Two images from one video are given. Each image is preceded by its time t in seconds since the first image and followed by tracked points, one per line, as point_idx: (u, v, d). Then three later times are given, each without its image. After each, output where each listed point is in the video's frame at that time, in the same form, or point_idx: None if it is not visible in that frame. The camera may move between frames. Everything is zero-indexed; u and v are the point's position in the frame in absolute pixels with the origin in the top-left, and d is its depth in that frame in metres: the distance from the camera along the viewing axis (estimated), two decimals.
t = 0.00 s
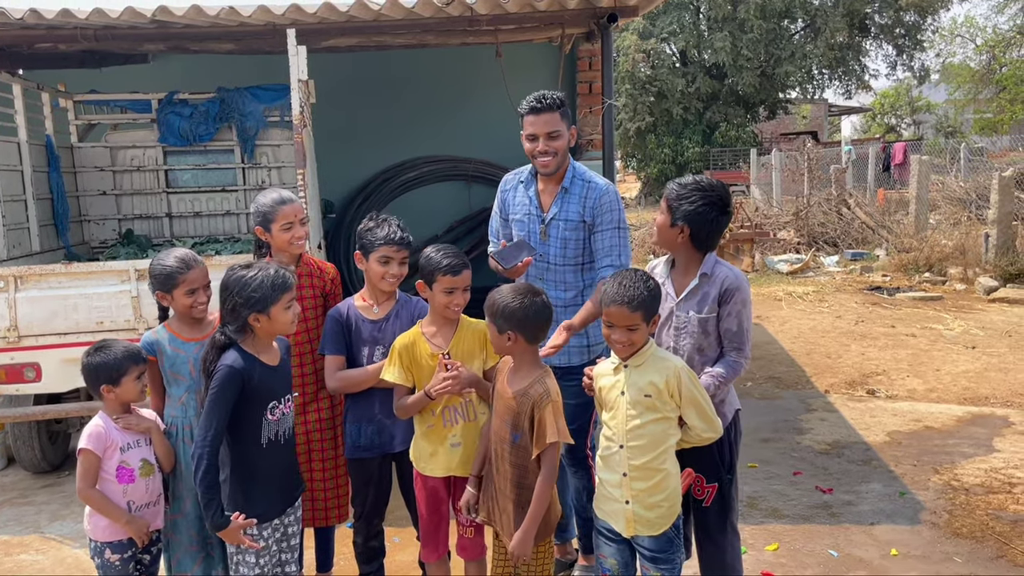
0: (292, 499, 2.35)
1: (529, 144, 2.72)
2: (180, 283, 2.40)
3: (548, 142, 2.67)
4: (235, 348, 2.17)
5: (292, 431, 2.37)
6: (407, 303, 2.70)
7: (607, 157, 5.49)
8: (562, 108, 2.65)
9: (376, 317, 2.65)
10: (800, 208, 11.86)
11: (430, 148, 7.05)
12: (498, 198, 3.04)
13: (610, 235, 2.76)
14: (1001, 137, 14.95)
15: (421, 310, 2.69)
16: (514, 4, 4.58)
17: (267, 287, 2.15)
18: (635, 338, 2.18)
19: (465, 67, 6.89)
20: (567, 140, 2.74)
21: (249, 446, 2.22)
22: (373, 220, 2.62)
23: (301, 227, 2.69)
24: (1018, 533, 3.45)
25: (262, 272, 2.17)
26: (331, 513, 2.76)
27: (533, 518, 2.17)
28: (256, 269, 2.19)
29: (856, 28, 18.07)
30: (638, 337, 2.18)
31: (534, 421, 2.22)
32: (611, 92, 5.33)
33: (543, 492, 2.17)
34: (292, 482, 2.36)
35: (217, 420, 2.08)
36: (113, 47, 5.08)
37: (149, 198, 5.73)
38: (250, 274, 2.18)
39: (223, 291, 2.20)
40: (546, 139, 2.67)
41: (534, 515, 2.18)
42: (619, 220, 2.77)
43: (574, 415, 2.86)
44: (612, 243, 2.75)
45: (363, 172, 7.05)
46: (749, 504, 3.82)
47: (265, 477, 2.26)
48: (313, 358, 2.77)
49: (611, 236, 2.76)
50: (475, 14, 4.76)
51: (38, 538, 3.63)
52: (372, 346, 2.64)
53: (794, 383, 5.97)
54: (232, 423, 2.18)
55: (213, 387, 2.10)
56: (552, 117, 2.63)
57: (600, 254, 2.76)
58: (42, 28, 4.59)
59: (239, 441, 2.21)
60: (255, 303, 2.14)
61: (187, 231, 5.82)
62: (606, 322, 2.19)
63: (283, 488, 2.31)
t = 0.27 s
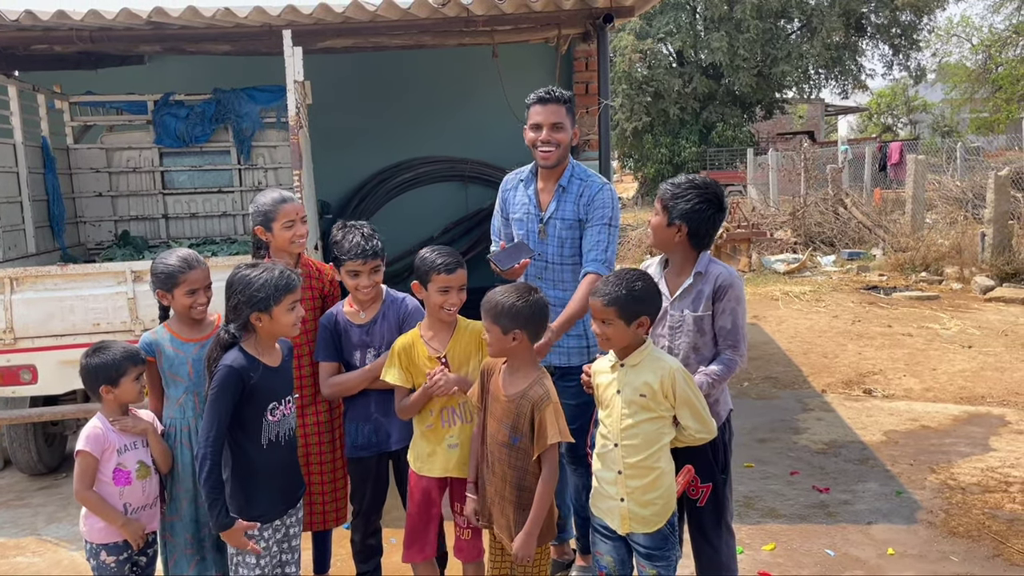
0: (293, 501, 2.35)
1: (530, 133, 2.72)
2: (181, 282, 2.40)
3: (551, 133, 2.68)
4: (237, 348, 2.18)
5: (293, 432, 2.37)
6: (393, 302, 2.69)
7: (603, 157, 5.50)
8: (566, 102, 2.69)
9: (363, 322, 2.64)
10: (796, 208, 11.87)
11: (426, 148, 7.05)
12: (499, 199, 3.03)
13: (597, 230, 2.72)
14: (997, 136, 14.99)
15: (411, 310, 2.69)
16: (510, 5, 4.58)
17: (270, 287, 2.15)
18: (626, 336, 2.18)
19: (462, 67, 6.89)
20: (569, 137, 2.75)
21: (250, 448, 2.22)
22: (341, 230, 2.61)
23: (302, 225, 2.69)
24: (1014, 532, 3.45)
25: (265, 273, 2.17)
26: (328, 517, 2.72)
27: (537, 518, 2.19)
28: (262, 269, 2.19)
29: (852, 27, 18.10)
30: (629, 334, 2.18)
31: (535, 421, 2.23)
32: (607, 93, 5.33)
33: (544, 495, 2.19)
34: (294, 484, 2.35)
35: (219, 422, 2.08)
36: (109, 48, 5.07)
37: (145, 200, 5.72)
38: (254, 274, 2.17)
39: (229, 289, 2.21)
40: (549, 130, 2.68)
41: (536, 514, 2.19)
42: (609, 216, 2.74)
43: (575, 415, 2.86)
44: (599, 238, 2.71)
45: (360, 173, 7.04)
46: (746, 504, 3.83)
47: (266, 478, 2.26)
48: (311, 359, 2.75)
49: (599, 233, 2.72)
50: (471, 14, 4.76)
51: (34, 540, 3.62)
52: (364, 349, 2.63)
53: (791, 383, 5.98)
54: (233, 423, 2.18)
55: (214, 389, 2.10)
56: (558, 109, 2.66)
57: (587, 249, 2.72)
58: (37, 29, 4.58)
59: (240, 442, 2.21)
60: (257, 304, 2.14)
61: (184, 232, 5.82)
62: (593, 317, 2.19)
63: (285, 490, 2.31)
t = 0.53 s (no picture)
0: (292, 502, 2.35)
1: (531, 127, 2.74)
2: (184, 279, 2.39)
3: (549, 127, 2.70)
4: (236, 349, 2.17)
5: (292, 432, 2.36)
6: (384, 303, 2.69)
7: (600, 157, 5.50)
8: (568, 99, 2.71)
9: (355, 327, 2.63)
10: (794, 208, 11.88)
11: (424, 149, 7.05)
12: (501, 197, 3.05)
13: (609, 239, 2.75)
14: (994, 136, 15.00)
15: (402, 311, 2.68)
16: (507, 5, 4.58)
17: (270, 288, 2.14)
18: (611, 331, 2.19)
19: (459, 68, 6.88)
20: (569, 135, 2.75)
21: (250, 449, 2.21)
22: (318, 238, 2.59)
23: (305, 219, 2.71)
24: (1012, 532, 3.45)
25: (265, 274, 2.17)
26: (328, 521, 2.67)
27: (537, 515, 2.19)
28: (263, 269, 2.18)
29: (849, 28, 18.12)
30: (616, 327, 2.18)
31: (533, 418, 2.24)
32: (604, 93, 5.33)
33: (543, 488, 2.20)
34: (292, 485, 2.34)
35: (218, 423, 2.08)
36: (105, 49, 5.06)
37: (142, 201, 5.71)
38: (254, 275, 2.17)
39: (230, 289, 2.21)
40: (548, 124, 2.69)
41: (535, 512, 2.20)
42: (619, 223, 2.76)
43: (574, 416, 2.79)
44: (611, 247, 2.75)
45: (358, 173, 7.04)
46: (744, 504, 3.82)
47: (266, 479, 2.25)
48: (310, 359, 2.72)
49: (612, 242, 2.75)
50: (468, 15, 4.75)
51: (31, 542, 3.61)
52: (360, 353, 2.62)
53: (789, 383, 5.98)
54: (232, 424, 2.18)
55: (213, 389, 2.10)
56: (560, 104, 2.68)
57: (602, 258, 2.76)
58: (33, 30, 4.57)
59: (240, 443, 2.20)
60: (257, 305, 2.13)
61: (180, 233, 5.81)
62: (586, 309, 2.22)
63: (284, 491, 2.31)
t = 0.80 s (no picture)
0: (291, 504, 2.34)
1: (535, 137, 2.73)
2: (186, 276, 2.38)
3: (555, 135, 2.68)
4: (235, 350, 2.19)
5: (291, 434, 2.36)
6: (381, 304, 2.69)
7: (599, 158, 5.50)
8: (573, 103, 2.70)
9: (352, 327, 2.63)
10: (792, 209, 11.89)
11: (422, 150, 7.05)
12: (499, 196, 3.05)
13: (626, 243, 2.81)
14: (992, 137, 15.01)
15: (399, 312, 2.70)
16: (506, 6, 4.57)
17: (268, 290, 2.14)
18: (615, 332, 2.18)
19: (458, 69, 6.88)
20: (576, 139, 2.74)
21: (249, 452, 2.21)
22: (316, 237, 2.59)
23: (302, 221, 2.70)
24: (1010, 532, 3.45)
25: (261, 276, 2.16)
26: (325, 521, 2.65)
27: (539, 513, 2.19)
28: (260, 271, 2.18)
29: (847, 29, 18.12)
30: (619, 327, 2.18)
31: (530, 417, 2.24)
32: (603, 94, 5.32)
33: (543, 486, 2.21)
34: (291, 487, 2.34)
35: (217, 425, 2.09)
36: (103, 50, 5.06)
37: (140, 202, 5.70)
38: (251, 277, 2.17)
39: (225, 292, 2.20)
40: (553, 133, 2.67)
41: (538, 510, 2.20)
42: (631, 225, 2.82)
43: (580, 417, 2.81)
44: (627, 248, 2.82)
45: (357, 174, 7.04)
46: (743, 505, 3.82)
47: (265, 482, 2.25)
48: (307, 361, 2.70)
49: (627, 244, 2.81)
50: (466, 16, 4.75)
51: (29, 544, 3.60)
52: (358, 354, 2.62)
53: (787, 383, 5.98)
54: (232, 427, 2.17)
55: (211, 392, 2.11)
56: (561, 111, 2.67)
57: (617, 259, 2.82)
58: (31, 31, 4.57)
59: (239, 446, 2.20)
60: (255, 307, 2.13)
61: (178, 234, 5.81)
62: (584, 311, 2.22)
63: (283, 493, 2.30)
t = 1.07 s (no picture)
0: (290, 505, 2.34)
1: (535, 144, 2.74)
2: (183, 275, 2.39)
3: (554, 140, 2.69)
4: (230, 353, 2.19)
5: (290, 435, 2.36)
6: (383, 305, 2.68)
7: (598, 159, 5.50)
8: (570, 106, 2.69)
9: (352, 326, 2.63)
10: (792, 210, 11.89)
11: (421, 151, 7.05)
12: (500, 198, 3.03)
13: (628, 242, 2.80)
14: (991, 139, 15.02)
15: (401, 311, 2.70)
16: (505, 7, 4.58)
17: (263, 292, 2.14)
18: (625, 335, 2.18)
19: (457, 70, 6.89)
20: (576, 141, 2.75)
21: (246, 453, 2.21)
22: (326, 230, 2.63)
23: (287, 223, 2.69)
24: (1010, 533, 3.46)
25: (256, 278, 2.16)
26: (323, 522, 2.70)
27: (531, 513, 2.19)
28: (256, 273, 2.18)
29: (846, 30, 18.12)
30: (631, 329, 2.18)
31: (528, 417, 2.25)
32: (603, 95, 5.33)
33: (536, 486, 2.21)
34: (290, 488, 2.34)
35: (212, 427, 2.09)
36: (103, 51, 5.06)
37: (139, 203, 5.71)
38: (246, 279, 2.17)
39: (220, 295, 2.20)
40: (553, 137, 2.68)
41: (530, 511, 2.20)
42: (632, 224, 2.81)
43: (581, 420, 2.81)
44: (629, 247, 2.80)
45: (356, 176, 7.04)
46: (742, 506, 3.82)
47: (262, 483, 2.25)
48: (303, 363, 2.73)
49: (629, 243, 2.80)
50: (466, 17, 4.75)
51: (29, 545, 3.60)
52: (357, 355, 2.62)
53: (787, 385, 5.98)
54: (227, 429, 2.17)
55: (206, 394, 2.11)
56: (559, 115, 2.67)
57: (619, 259, 2.80)
58: (31, 33, 4.57)
59: (236, 448, 2.20)
60: (250, 309, 2.13)
61: (178, 236, 5.81)
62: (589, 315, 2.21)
63: (282, 494, 2.30)
